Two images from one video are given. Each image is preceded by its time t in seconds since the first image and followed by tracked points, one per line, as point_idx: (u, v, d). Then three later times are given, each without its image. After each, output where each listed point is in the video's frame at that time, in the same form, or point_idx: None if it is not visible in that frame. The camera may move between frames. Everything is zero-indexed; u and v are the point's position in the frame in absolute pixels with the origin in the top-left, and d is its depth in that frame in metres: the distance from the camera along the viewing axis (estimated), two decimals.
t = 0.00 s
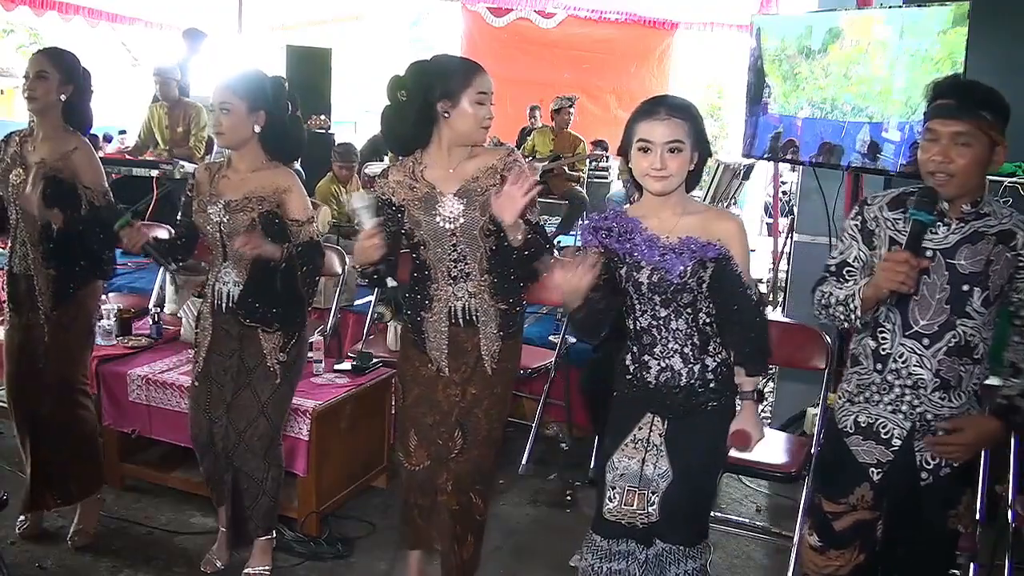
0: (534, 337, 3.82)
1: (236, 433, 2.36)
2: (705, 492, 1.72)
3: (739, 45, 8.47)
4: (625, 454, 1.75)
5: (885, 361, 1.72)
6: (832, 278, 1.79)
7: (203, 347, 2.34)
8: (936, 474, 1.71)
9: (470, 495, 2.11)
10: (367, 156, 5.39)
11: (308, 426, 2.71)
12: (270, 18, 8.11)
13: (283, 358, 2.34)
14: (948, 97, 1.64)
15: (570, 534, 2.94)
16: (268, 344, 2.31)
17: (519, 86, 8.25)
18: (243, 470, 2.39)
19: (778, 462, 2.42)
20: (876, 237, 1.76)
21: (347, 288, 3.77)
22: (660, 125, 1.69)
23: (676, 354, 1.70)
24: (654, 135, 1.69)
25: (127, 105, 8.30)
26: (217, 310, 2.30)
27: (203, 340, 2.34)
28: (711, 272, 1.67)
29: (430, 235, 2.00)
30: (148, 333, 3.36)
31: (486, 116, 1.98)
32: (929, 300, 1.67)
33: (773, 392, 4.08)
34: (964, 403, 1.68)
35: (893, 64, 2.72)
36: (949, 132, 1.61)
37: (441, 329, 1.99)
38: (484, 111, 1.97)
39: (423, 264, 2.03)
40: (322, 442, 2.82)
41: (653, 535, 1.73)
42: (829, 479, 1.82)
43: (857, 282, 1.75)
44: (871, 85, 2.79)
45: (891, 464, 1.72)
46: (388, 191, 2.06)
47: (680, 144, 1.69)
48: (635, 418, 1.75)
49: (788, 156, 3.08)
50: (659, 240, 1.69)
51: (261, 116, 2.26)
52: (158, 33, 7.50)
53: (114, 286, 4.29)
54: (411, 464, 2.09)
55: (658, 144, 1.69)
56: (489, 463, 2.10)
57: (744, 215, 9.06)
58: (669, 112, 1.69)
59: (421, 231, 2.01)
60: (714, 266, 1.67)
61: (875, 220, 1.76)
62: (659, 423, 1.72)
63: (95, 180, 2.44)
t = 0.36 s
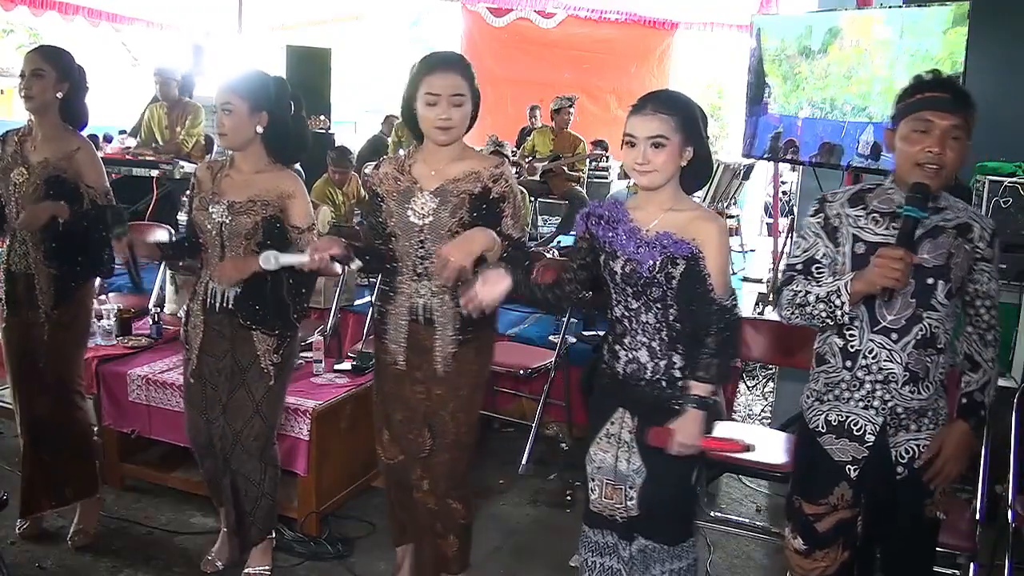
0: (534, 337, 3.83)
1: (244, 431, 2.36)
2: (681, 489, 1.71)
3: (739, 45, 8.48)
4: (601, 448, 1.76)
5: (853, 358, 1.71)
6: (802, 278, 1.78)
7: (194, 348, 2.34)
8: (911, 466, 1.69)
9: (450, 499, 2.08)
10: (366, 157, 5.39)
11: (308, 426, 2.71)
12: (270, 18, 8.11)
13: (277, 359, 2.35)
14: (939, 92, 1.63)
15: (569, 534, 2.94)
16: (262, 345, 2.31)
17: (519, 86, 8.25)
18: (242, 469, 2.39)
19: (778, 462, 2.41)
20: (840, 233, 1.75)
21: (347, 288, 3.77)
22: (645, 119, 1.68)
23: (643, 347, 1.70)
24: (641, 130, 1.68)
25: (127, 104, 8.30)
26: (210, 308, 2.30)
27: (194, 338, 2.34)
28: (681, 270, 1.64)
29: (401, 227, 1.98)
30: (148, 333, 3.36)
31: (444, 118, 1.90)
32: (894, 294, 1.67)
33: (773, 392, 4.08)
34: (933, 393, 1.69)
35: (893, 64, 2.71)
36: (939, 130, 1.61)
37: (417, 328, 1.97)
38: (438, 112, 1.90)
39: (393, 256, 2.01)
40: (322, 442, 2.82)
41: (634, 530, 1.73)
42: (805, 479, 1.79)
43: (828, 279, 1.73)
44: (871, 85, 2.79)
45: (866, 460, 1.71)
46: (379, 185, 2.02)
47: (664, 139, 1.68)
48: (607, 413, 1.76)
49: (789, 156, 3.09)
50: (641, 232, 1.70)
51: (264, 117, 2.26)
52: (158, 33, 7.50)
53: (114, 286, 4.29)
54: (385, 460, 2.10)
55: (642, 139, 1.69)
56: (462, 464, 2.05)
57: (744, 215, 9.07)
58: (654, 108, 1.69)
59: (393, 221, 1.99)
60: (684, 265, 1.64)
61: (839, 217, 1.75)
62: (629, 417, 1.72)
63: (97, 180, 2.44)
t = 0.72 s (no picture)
0: (534, 336, 3.83)
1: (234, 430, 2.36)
2: (657, 493, 1.74)
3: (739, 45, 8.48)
4: (583, 448, 1.78)
5: (852, 361, 1.72)
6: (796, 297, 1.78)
7: (183, 343, 2.33)
8: (922, 463, 1.72)
9: (419, 503, 2.05)
10: (366, 157, 5.38)
11: (308, 426, 2.71)
12: (270, 18, 8.11)
13: (266, 365, 2.35)
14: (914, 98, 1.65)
15: (568, 534, 2.94)
16: (255, 349, 2.31)
17: (519, 86, 8.25)
18: (241, 467, 2.39)
19: (778, 462, 2.41)
20: (817, 247, 1.74)
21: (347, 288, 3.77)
22: (642, 124, 1.70)
23: (634, 349, 1.70)
24: (643, 133, 1.69)
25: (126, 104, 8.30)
26: (205, 308, 2.30)
27: (185, 333, 2.33)
28: (687, 280, 1.67)
29: (391, 227, 1.95)
30: (148, 333, 3.36)
31: (422, 133, 1.86)
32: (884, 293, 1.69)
33: (773, 392, 4.08)
34: (932, 386, 1.70)
35: (894, 64, 2.72)
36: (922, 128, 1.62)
37: (398, 326, 1.95)
38: (417, 126, 1.86)
39: (378, 253, 1.98)
40: (323, 442, 2.82)
41: (609, 532, 1.77)
42: (811, 486, 1.78)
43: (819, 291, 1.75)
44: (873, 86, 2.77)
45: (875, 461, 1.71)
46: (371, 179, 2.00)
47: (664, 141, 1.69)
48: (586, 411, 1.78)
49: (789, 156, 3.09)
50: (647, 237, 1.71)
51: (263, 117, 2.25)
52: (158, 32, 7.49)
53: (113, 286, 4.29)
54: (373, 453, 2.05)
55: (643, 144, 1.70)
56: (435, 464, 2.03)
57: (745, 215, 9.07)
58: (648, 112, 1.71)
59: (383, 219, 1.96)
60: (692, 275, 1.67)
61: (812, 232, 1.75)
62: (609, 417, 1.75)
63: (96, 181, 2.44)
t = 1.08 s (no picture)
0: (534, 336, 3.83)
1: (234, 432, 2.36)
2: (677, 495, 1.74)
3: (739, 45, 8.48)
4: (599, 454, 1.78)
5: (877, 362, 1.73)
6: (819, 306, 1.78)
7: (187, 343, 2.34)
8: (949, 464, 1.71)
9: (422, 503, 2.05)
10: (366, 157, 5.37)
11: (308, 426, 2.71)
12: (270, 19, 8.09)
13: (264, 364, 2.34)
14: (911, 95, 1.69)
15: (569, 534, 2.94)
16: (253, 349, 2.31)
17: (519, 86, 8.24)
18: (241, 466, 2.39)
19: (778, 462, 2.41)
20: (834, 253, 1.77)
21: (347, 288, 3.77)
22: (671, 121, 1.68)
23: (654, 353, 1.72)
24: (676, 130, 1.68)
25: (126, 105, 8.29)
26: (205, 307, 2.30)
27: (188, 332, 2.34)
28: (707, 280, 1.70)
29: (393, 232, 1.94)
30: (147, 333, 3.36)
31: (428, 147, 1.85)
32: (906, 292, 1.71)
33: (773, 392, 4.08)
34: (958, 383, 1.70)
35: (894, 63, 2.72)
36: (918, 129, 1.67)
37: (412, 328, 1.94)
38: (423, 141, 1.85)
39: (383, 257, 1.98)
40: (322, 442, 2.82)
41: (630, 534, 1.77)
42: (831, 490, 1.82)
43: (841, 296, 1.76)
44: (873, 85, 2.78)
45: (901, 460, 1.71)
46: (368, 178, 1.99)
47: (691, 140, 1.69)
48: (603, 416, 1.77)
49: (789, 156, 3.09)
50: (664, 238, 1.71)
51: (269, 118, 2.27)
52: (157, 33, 7.49)
53: (113, 286, 4.29)
54: (383, 455, 2.03)
55: (671, 140, 1.68)
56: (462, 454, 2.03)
57: (745, 215, 9.06)
58: (679, 110, 1.69)
59: (385, 225, 1.95)
60: (711, 275, 1.70)
61: (828, 237, 1.78)
62: (627, 421, 1.75)
63: (99, 183, 2.45)
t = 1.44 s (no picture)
0: (534, 336, 3.83)
1: (248, 428, 2.37)
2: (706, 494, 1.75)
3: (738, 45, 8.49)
4: (629, 459, 1.75)
5: (900, 362, 1.73)
6: (847, 300, 1.78)
7: (202, 344, 2.34)
8: (970, 470, 1.73)
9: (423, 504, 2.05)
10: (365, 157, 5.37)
11: (307, 426, 2.71)
12: (270, 19, 8.19)
13: (275, 358, 2.34)
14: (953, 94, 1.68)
15: (570, 534, 2.94)
16: (262, 343, 2.31)
17: (519, 86, 8.24)
18: (242, 467, 2.39)
19: (778, 462, 2.41)
20: (866, 247, 1.77)
21: (348, 288, 3.77)
22: (691, 118, 1.68)
23: (685, 351, 1.71)
24: (693, 126, 1.68)
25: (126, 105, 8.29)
26: (214, 307, 2.30)
27: (201, 334, 2.34)
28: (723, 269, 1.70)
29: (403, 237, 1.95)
30: (148, 332, 3.36)
31: (435, 159, 1.86)
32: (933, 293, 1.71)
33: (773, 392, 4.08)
34: (980, 389, 1.71)
35: (894, 64, 2.73)
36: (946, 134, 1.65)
37: (427, 331, 1.95)
38: (430, 154, 1.86)
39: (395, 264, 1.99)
40: (322, 442, 2.82)
41: (658, 536, 1.76)
42: (848, 492, 1.83)
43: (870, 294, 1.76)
44: (873, 85, 2.79)
45: (921, 463, 1.72)
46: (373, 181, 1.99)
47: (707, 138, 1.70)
48: (638, 420, 1.74)
49: (789, 156, 3.09)
50: (676, 235, 1.69)
51: (275, 115, 2.27)
52: (157, 33, 7.49)
53: (113, 286, 4.29)
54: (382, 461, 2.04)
55: (690, 136, 1.68)
56: (461, 460, 2.01)
57: (744, 215, 9.06)
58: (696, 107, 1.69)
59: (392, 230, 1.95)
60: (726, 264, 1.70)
61: (860, 232, 1.77)
62: (662, 424, 1.73)
63: (104, 181, 2.46)
